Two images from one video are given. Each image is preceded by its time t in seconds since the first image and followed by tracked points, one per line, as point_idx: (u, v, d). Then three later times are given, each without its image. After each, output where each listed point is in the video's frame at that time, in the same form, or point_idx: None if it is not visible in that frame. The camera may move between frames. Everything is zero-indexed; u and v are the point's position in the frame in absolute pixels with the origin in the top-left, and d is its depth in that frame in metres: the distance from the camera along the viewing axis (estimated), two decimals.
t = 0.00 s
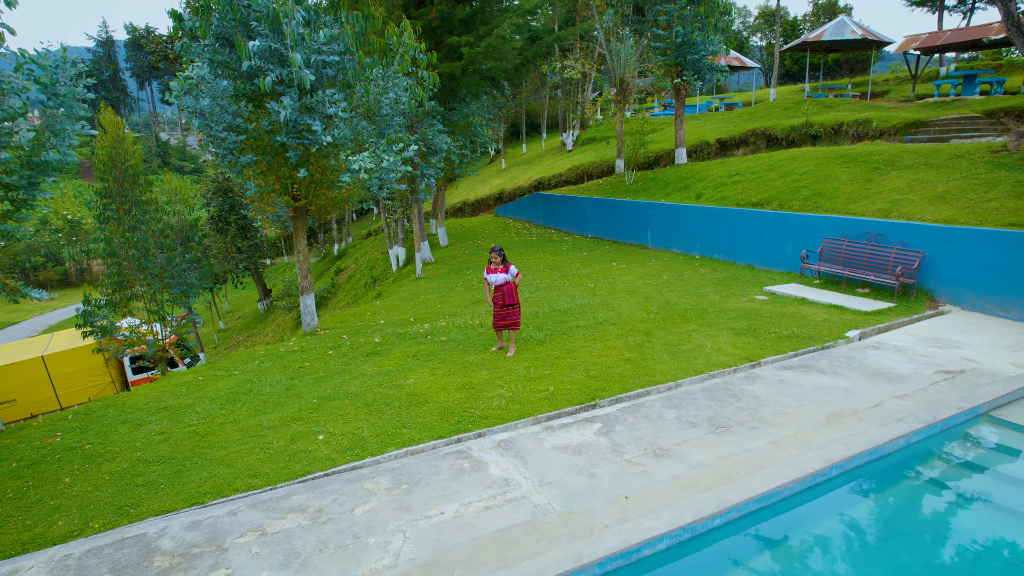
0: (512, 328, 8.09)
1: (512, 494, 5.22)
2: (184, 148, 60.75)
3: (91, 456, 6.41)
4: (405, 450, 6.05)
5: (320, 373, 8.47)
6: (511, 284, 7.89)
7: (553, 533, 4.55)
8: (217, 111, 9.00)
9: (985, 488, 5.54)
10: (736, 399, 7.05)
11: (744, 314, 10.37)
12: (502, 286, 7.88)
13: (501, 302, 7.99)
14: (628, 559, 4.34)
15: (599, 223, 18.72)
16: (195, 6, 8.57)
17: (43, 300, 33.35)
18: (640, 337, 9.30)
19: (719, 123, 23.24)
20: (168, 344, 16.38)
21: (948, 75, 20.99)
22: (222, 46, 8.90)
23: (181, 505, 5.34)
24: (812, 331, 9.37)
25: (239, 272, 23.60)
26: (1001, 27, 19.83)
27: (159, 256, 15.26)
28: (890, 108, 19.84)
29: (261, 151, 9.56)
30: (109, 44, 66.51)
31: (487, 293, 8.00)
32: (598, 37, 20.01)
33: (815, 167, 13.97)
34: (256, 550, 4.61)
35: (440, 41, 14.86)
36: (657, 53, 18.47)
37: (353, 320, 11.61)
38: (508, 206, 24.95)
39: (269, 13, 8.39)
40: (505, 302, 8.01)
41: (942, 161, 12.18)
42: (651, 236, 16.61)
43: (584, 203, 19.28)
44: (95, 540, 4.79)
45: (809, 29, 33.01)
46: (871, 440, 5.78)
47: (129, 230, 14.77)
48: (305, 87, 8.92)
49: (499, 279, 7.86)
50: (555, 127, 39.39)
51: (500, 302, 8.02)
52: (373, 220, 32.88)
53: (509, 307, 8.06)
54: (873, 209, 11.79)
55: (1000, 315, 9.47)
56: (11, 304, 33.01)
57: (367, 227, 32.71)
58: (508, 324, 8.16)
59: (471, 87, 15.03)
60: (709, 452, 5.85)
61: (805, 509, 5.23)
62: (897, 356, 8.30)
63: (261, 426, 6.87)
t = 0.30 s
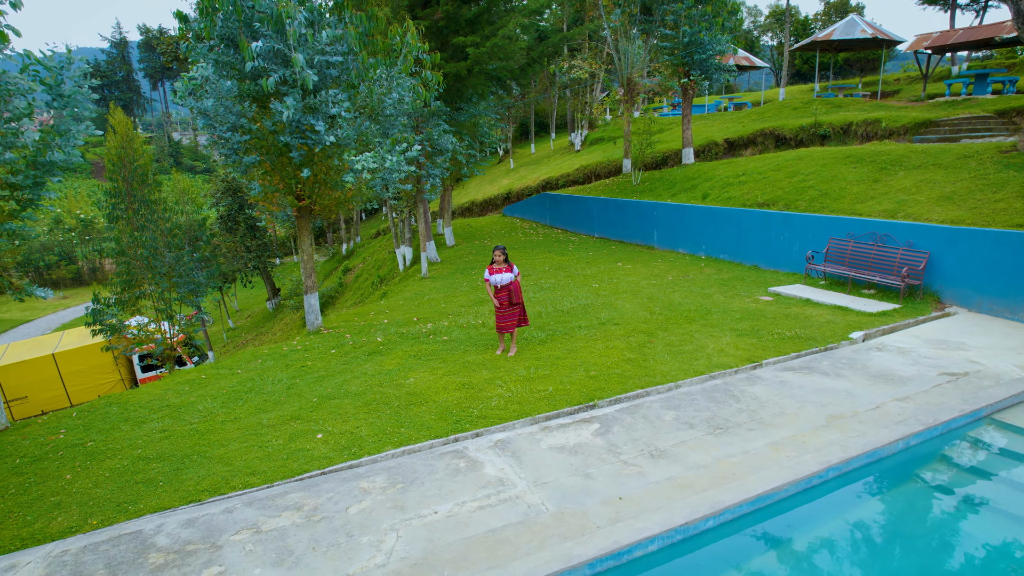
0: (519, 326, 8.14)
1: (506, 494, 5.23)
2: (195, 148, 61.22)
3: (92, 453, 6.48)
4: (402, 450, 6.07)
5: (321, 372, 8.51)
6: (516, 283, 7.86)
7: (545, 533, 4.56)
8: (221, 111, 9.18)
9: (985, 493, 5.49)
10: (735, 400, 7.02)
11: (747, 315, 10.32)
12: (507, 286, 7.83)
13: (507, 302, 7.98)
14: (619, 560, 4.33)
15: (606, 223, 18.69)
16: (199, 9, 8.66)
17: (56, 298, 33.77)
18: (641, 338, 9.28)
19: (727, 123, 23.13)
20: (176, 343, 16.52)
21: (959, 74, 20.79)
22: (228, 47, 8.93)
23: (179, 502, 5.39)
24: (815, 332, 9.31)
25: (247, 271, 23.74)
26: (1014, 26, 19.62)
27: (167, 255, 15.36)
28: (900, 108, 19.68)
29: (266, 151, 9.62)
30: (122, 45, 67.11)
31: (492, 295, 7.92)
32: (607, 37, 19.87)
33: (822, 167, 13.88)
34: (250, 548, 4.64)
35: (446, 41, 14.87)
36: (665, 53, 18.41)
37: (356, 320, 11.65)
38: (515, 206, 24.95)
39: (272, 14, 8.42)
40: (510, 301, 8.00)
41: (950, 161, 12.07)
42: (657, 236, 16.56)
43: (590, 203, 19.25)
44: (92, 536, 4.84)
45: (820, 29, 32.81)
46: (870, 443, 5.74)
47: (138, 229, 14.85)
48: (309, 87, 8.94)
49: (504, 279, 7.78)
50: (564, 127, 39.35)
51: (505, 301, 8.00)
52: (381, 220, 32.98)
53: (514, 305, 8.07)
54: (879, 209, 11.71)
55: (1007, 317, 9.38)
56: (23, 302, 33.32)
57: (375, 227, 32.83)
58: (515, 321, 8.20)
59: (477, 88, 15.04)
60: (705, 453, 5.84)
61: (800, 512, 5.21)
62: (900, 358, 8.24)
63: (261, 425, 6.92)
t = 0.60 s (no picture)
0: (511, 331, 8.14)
1: (498, 494, 5.24)
2: (207, 149, 61.69)
3: (92, 450, 6.54)
4: (398, 449, 6.10)
5: (322, 371, 8.55)
6: (513, 290, 7.86)
7: (534, 533, 4.56)
8: (224, 111, 9.11)
9: (982, 496, 5.44)
10: (733, 401, 6.99)
11: (750, 316, 10.26)
12: (504, 292, 7.83)
13: (503, 307, 7.98)
14: (608, 561, 4.32)
15: (612, 223, 18.65)
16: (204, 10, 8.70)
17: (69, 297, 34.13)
18: (642, 339, 9.26)
19: (735, 123, 23.03)
20: (184, 341, 16.64)
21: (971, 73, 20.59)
22: (231, 48, 8.96)
23: (175, 499, 5.44)
24: (817, 333, 9.26)
25: (256, 270, 23.86)
26: None
27: (174, 254, 15.48)
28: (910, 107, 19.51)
29: (269, 151, 9.66)
30: (136, 46, 67.69)
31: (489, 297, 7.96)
32: (613, 38, 19.76)
33: (829, 167, 13.78)
34: (242, 545, 4.68)
35: (451, 41, 14.88)
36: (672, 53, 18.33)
37: (360, 319, 11.70)
38: (522, 206, 24.94)
39: (274, 14, 8.47)
40: (506, 306, 7.99)
41: (957, 161, 11.96)
42: (662, 236, 16.51)
43: (596, 203, 19.22)
44: (88, 533, 4.88)
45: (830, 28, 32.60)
46: (866, 445, 5.70)
47: (146, 228, 14.93)
48: (311, 88, 9.00)
49: (502, 284, 7.79)
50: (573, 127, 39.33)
51: (501, 307, 8.01)
52: (390, 220, 33.08)
53: (510, 311, 8.06)
54: (885, 209, 11.62)
55: (1014, 318, 9.28)
56: (35, 300, 33.64)
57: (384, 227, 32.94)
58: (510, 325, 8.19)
59: (482, 88, 15.06)
60: (700, 454, 5.82)
61: (794, 514, 5.18)
62: (903, 359, 8.18)
63: (259, 423, 6.96)
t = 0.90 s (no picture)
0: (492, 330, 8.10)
1: (487, 493, 5.25)
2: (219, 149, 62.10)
3: (90, 447, 6.61)
4: (390, 448, 6.12)
5: (320, 370, 8.59)
6: (495, 290, 7.80)
7: (520, 533, 4.56)
8: (225, 111, 9.23)
9: (975, 500, 5.39)
10: (729, 402, 6.95)
11: (751, 317, 10.20)
12: (487, 288, 7.82)
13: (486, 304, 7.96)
14: (592, 561, 4.31)
15: (617, 223, 18.60)
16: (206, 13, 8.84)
17: (81, 296, 34.50)
18: (641, 339, 9.23)
19: (743, 123, 22.90)
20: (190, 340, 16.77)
21: (982, 71, 20.36)
22: (233, 48, 9.02)
23: (168, 496, 5.49)
24: (818, 334, 9.20)
25: (264, 270, 23.99)
26: None
27: (180, 254, 15.63)
28: (919, 107, 19.34)
29: (271, 151, 9.73)
30: (149, 47, 68.25)
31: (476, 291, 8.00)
32: (620, 37, 19.78)
33: (834, 167, 13.68)
34: (230, 543, 4.71)
35: (455, 42, 14.89)
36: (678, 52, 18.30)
37: (361, 318, 11.74)
38: (529, 206, 24.92)
39: (274, 15, 8.52)
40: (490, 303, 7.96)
41: (963, 161, 11.84)
42: (667, 236, 16.46)
43: (602, 203, 19.17)
44: (80, 529, 4.94)
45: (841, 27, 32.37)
46: (859, 447, 5.66)
47: (153, 228, 15.10)
48: (311, 88, 9.06)
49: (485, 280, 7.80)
50: (581, 126, 39.26)
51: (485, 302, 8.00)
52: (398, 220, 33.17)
53: (494, 309, 8.03)
54: (889, 209, 11.52)
55: (1018, 320, 9.17)
56: (48, 299, 34.01)
57: (392, 226, 33.05)
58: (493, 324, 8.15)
59: (486, 88, 15.08)
60: (692, 454, 5.80)
61: (784, 516, 5.15)
62: (903, 361, 8.11)
63: (255, 421, 7.01)
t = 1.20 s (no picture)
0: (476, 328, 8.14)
1: (473, 492, 5.26)
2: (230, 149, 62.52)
3: (85, 444, 6.67)
4: (380, 447, 6.14)
5: (316, 369, 8.63)
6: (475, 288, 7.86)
7: (502, 532, 4.57)
8: (225, 111, 9.35)
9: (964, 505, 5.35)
10: (722, 403, 6.92)
11: (751, 317, 10.15)
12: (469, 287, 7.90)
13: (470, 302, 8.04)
14: (572, 561, 4.31)
15: (621, 223, 18.55)
16: (207, 14, 8.95)
17: (93, 295, 34.87)
18: (638, 339, 9.21)
19: (750, 122, 22.77)
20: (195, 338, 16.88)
21: (992, 70, 20.14)
22: (233, 49, 9.09)
23: (158, 493, 5.54)
24: (816, 335, 9.14)
25: (271, 269, 24.11)
26: None
27: (186, 253, 15.75)
28: (927, 106, 19.16)
29: (270, 151, 9.82)
30: (161, 48, 68.81)
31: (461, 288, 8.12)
32: (625, 36, 19.73)
33: (837, 167, 13.58)
34: (215, 540, 4.75)
35: (459, 42, 14.90)
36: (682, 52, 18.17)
37: (361, 317, 11.79)
38: (534, 206, 24.90)
39: (273, 16, 8.59)
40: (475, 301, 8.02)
41: (968, 161, 11.71)
42: (671, 236, 16.39)
43: (606, 203, 19.12)
44: (69, 525, 4.99)
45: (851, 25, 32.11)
46: (849, 449, 5.61)
47: (159, 227, 15.21)
48: (310, 88, 9.10)
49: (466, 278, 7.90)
50: (589, 126, 39.21)
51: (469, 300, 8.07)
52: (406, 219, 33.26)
53: (479, 307, 8.08)
54: (892, 210, 11.42)
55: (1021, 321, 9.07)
56: (61, 297, 34.40)
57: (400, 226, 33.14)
58: (479, 323, 8.19)
59: (489, 88, 15.09)
60: (681, 455, 5.77)
61: (770, 517, 5.14)
62: (901, 362, 8.04)
63: (249, 419, 7.05)
